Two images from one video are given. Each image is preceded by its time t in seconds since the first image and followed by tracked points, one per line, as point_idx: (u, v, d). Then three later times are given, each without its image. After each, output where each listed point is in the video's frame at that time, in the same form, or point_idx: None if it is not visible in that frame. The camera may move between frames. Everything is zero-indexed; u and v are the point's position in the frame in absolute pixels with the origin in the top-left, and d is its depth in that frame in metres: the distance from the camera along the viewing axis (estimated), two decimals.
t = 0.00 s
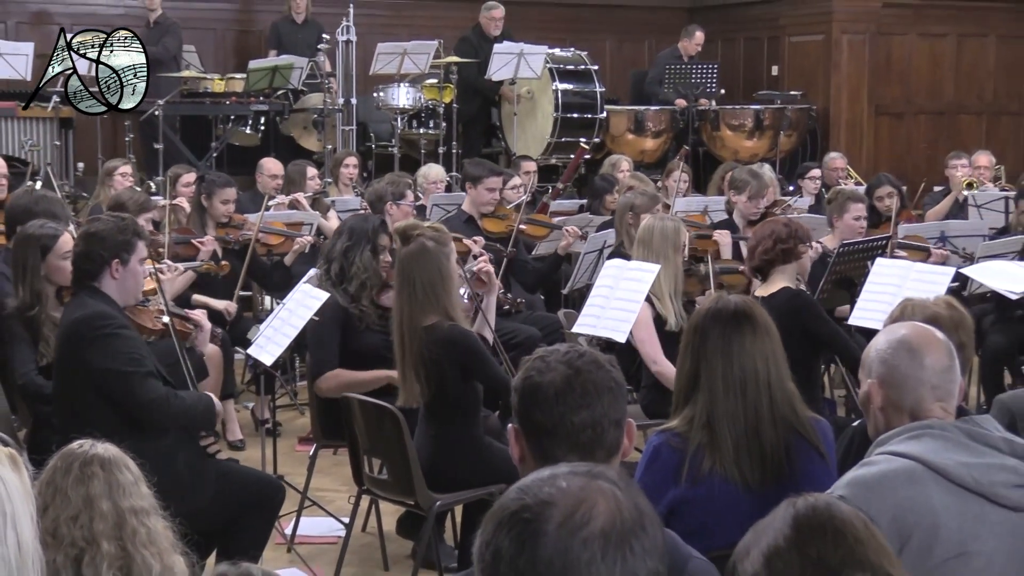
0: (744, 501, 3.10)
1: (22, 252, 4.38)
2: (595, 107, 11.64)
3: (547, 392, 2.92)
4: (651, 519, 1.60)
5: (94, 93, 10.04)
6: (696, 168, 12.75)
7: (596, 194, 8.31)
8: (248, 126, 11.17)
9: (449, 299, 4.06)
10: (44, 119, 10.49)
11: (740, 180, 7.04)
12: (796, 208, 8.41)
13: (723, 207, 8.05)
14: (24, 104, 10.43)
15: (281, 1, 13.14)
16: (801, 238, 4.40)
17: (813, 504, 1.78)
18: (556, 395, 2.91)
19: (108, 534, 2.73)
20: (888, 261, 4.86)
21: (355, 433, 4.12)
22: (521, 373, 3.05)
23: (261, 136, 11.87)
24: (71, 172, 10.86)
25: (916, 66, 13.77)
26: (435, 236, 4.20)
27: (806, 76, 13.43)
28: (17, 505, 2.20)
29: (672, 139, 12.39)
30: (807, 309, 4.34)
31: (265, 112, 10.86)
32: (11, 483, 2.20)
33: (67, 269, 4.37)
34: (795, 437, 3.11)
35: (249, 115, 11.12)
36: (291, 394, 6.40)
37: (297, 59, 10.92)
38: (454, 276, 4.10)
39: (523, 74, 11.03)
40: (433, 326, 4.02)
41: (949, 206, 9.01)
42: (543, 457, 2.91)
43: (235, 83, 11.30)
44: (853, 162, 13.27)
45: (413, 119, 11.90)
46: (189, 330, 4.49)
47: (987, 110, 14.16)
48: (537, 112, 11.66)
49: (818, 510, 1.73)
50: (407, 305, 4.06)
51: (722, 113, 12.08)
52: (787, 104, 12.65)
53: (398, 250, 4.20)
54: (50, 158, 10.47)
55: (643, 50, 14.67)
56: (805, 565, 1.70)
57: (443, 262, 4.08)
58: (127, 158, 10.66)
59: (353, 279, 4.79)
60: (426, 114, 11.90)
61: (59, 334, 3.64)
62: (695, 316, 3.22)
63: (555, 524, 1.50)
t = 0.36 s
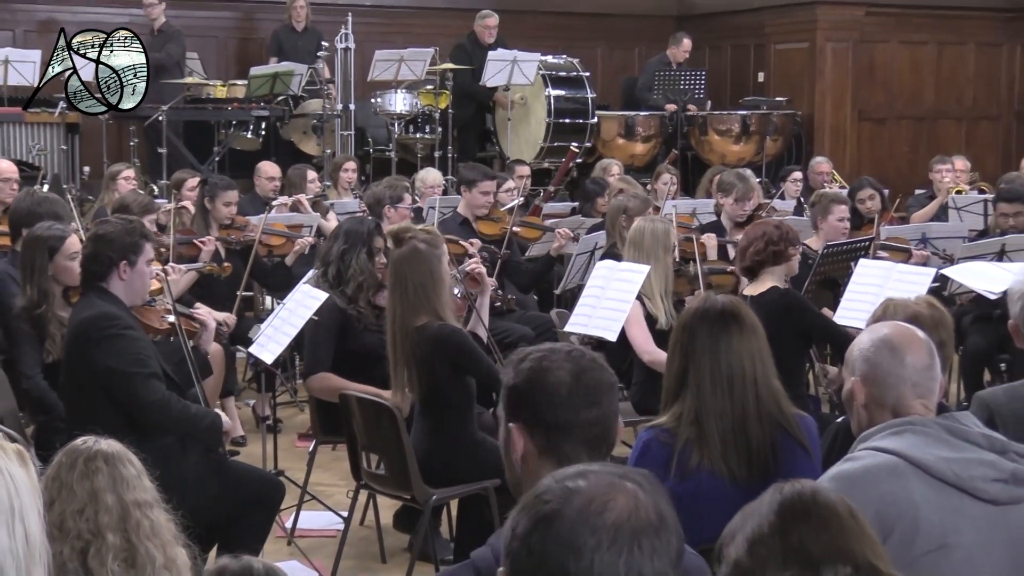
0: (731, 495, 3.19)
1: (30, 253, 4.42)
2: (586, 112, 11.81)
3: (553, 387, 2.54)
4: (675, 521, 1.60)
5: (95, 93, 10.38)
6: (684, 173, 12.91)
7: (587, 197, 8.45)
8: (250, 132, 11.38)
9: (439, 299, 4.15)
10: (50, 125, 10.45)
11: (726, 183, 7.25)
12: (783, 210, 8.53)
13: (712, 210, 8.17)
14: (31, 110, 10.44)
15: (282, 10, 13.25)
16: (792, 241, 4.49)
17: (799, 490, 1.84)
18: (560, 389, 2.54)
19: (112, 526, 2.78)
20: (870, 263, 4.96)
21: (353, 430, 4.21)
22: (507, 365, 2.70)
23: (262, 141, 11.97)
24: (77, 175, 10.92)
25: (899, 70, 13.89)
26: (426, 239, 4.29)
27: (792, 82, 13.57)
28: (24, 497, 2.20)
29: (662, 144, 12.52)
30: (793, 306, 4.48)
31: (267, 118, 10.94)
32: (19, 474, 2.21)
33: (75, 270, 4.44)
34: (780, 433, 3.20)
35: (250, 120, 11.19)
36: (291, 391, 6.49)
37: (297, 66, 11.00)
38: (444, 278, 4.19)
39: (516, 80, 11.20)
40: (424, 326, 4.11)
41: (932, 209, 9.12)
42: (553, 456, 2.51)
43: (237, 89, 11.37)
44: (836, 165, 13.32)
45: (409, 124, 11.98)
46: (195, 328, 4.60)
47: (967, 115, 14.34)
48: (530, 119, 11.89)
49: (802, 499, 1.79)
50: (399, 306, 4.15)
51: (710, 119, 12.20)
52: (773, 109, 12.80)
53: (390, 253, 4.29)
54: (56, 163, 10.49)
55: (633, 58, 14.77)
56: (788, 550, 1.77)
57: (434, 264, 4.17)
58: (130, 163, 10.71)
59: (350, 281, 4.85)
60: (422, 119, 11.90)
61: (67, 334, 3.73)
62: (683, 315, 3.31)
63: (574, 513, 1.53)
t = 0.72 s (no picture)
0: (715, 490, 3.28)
1: (32, 253, 4.50)
2: (574, 117, 11.99)
3: (540, 390, 2.34)
4: (681, 527, 1.62)
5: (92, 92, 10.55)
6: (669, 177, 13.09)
7: (575, 200, 8.59)
8: (247, 137, 11.48)
9: (433, 299, 4.23)
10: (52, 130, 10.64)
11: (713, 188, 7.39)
12: (767, 213, 8.65)
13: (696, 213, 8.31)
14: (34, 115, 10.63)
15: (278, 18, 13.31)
16: (782, 246, 4.60)
17: (756, 483, 1.96)
18: (544, 392, 2.34)
19: (109, 522, 2.81)
20: (849, 263, 5.07)
21: (347, 426, 4.31)
22: (461, 380, 2.41)
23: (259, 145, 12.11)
24: (77, 179, 11.11)
25: (877, 78, 14.03)
26: (422, 240, 4.36)
27: (772, 89, 13.71)
28: (25, 492, 2.27)
29: (647, 149, 12.69)
30: (776, 309, 4.55)
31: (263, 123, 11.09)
32: (19, 470, 2.28)
33: (79, 275, 4.49)
34: (762, 428, 3.30)
35: (247, 125, 11.31)
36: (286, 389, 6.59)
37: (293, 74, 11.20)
38: (439, 279, 4.27)
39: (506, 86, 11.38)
40: (420, 324, 4.21)
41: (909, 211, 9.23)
42: (551, 462, 2.31)
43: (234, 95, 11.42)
44: (816, 169, 13.38)
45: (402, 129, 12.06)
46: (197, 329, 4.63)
47: (943, 122, 14.50)
48: (519, 121, 11.99)
49: (760, 492, 1.90)
50: (395, 306, 4.23)
51: (695, 124, 12.34)
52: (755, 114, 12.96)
53: (386, 253, 4.36)
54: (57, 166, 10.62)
55: (619, 64, 14.96)
56: (745, 541, 1.87)
57: (429, 266, 4.24)
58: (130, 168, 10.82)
59: (344, 284, 5.04)
60: (415, 124, 12.02)
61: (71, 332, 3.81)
62: (668, 315, 3.40)
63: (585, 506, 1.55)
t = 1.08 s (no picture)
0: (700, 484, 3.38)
1: (40, 255, 4.58)
2: (562, 124, 12.26)
3: (522, 390, 2.42)
4: (668, 520, 1.63)
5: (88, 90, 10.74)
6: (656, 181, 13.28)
7: (565, 203, 8.68)
8: (246, 141, 11.62)
9: (444, 299, 4.35)
10: (57, 135, 10.91)
11: (698, 191, 7.56)
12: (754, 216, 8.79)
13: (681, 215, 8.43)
14: (38, 121, 10.84)
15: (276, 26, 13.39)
16: (774, 254, 4.67)
17: (737, 480, 2.05)
18: (526, 392, 2.42)
19: (108, 518, 2.86)
20: (831, 265, 5.16)
21: (343, 422, 4.40)
22: (444, 382, 2.48)
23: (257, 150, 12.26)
24: (82, 184, 11.34)
25: (858, 88, 14.31)
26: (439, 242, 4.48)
27: (756, 95, 13.98)
28: (28, 488, 2.40)
29: (634, 154, 12.78)
30: (759, 314, 4.64)
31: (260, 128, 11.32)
32: (23, 466, 2.41)
33: (84, 280, 4.59)
34: (746, 424, 3.40)
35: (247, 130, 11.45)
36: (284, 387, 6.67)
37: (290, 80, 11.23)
38: (451, 280, 4.39)
39: (497, 92, 11.56)
40: (422, 321, 4.31)
41: (886, 213, 9.34)
42: (534, 460, 2.39)
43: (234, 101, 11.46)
44: (799, 173, 13.83)
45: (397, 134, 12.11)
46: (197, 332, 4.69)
47: (920, 127, 14.75)
48: (510, 126, 12.31)
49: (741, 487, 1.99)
50: (406, 302, 4.35)
51: (680, 130, 12.44)
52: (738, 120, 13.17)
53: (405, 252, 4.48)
54: (62, 171, 10.95)
55: (607, 73, 15.05)
56: (727, 534, 1.98)
57: (444, 267, 4.35)
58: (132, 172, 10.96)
59: (352, 286, 5.15)
60: (408, 129, 12.04)
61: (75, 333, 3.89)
62: (655, 315, 3.49)
63: (574, 499, 1.57)
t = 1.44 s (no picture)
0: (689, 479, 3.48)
1: (47, 256, 4.59)
2: (555, 128, 12.38)
3: (512, 390, 2.51)
4: (658, 515, 1.68)
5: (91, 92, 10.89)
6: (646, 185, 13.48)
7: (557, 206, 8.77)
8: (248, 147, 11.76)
9: (442, 300, 4.45)
10: (63, 140, 10.88)
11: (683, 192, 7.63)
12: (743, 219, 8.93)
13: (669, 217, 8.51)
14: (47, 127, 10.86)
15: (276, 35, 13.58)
16: (761, 256, 4.79)
17: (710, 479, 2.15)
18: (517, 391, 2.51)
19: (115, 515, 2.94)
20: (815, 266, 5.27)
21: (342, 420, 4.50)
22: (442, 380, 2.58)
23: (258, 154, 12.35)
24: (87, 188, 11.35)
25: (841, 97, 14.50)
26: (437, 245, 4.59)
27: (743, 102, 14.13)
28: (35, 484, 2.30)
29: (624, 159, 13.01)
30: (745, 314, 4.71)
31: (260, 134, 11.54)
32: (30, 462, 2.32)
33: (90, 283, 4.59)
34: (733, 421, 3.50)
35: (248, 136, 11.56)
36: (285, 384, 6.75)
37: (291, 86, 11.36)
38: (449, 281, 4.49)
39: (491, 98, 11.62)
40: (421, 321, 4.40)
41: (868, 216, 9.49)
42: (525, 458, 2.47)
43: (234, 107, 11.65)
44: (784, 177, 14.03)
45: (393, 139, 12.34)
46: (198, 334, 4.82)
47: (902, 133, 14.98)
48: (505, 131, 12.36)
49: (713, 485, 2.10)
50: (405, 302, 4.44)
51: (668, 134, 12.65)
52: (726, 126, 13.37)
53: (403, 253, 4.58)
54: (68, 176, 10.85)
55: (598, 79, 15.23)
56: (701, 524, 2.08)
57: (443, 269, 4.46)
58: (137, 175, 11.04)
59: (362, 287, 5.25)
60: (405, 134, 12.24)
61: (83, 331, 3.87)
62: (644, 315, 3.58)
63: (568, 493, 1.62)
